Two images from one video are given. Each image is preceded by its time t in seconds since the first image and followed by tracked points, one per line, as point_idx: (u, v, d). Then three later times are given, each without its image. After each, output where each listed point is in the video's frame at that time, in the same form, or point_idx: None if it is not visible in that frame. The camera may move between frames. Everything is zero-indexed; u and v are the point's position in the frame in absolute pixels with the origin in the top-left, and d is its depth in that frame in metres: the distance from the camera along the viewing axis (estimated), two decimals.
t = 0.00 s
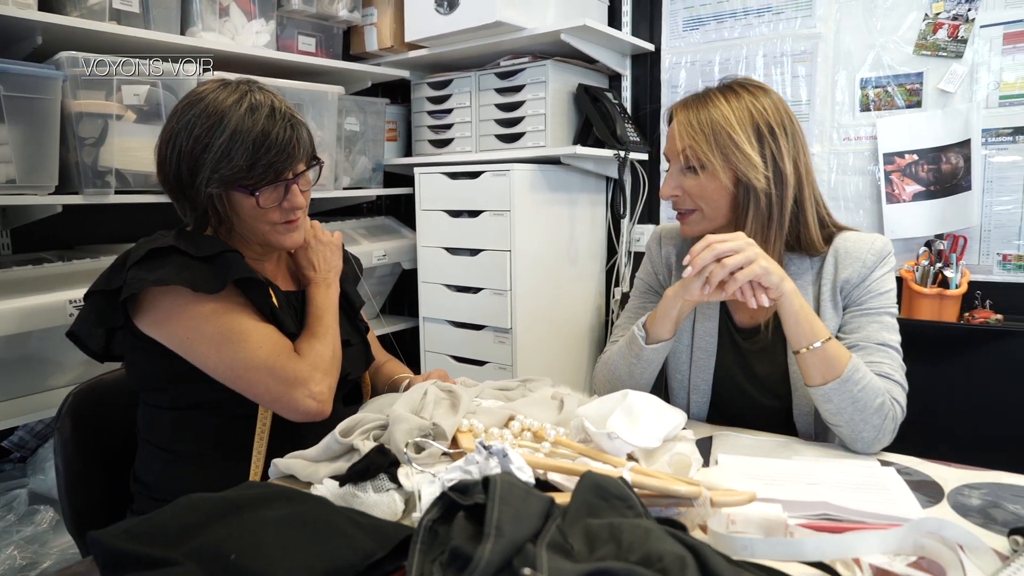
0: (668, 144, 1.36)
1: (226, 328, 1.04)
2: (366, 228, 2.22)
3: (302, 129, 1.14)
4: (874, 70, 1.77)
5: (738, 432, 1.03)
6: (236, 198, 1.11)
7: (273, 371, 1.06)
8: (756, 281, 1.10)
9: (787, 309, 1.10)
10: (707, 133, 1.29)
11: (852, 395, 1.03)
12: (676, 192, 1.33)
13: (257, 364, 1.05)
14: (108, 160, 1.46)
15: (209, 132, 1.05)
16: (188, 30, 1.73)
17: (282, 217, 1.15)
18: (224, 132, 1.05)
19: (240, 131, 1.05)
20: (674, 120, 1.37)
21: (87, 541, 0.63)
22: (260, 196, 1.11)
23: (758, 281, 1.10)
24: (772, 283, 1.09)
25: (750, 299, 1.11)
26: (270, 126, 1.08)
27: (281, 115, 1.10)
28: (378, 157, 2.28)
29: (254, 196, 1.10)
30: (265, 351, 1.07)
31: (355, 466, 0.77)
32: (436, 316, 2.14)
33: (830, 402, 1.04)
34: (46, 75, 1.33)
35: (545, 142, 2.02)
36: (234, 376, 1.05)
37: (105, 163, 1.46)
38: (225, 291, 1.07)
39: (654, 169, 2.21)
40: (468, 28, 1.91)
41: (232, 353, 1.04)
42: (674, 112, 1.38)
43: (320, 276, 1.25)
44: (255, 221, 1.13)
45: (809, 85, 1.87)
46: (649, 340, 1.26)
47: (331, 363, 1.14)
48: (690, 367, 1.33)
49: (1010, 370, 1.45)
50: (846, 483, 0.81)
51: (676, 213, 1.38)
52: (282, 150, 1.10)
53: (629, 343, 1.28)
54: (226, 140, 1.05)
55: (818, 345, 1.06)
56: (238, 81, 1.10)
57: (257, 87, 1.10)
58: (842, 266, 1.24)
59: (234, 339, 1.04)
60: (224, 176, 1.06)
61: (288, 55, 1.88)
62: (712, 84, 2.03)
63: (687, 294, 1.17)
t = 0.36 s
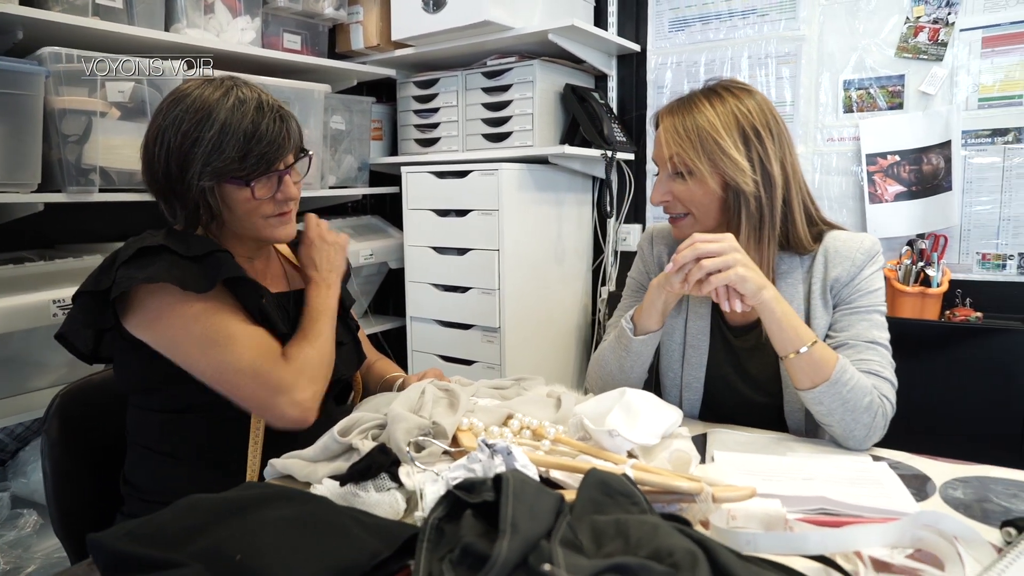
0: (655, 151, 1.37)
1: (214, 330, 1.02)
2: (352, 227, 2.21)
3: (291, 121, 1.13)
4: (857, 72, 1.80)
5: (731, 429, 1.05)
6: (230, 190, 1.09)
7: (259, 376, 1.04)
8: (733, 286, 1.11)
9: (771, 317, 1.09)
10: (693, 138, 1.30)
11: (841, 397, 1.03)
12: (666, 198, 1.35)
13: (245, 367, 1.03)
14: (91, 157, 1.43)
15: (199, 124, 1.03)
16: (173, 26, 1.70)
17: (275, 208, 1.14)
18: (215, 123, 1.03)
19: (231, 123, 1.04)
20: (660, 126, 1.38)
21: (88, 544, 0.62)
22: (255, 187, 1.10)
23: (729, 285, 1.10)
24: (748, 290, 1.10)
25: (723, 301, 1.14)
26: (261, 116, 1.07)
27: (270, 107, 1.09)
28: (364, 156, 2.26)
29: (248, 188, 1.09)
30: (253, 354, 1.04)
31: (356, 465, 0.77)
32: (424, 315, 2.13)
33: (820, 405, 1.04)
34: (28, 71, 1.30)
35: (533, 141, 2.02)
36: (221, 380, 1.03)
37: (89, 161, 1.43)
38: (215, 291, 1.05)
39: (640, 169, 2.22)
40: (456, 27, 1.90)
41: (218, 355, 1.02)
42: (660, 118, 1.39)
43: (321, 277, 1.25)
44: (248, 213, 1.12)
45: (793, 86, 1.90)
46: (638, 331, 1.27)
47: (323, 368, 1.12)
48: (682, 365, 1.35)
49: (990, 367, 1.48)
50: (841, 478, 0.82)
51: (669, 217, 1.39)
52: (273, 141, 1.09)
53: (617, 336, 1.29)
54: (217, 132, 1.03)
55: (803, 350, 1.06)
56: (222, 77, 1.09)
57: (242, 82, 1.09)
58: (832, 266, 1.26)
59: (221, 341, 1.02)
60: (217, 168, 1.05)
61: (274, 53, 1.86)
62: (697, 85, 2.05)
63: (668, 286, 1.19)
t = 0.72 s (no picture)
0: (653, 155, 1.37)
1: (128, 360, 0.93)
2: (346, 226, 2.20)
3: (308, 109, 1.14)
4: (849, 73, 1.82)
5: (733, 426, 1.06)
6: (272, 174, 1.05)
7: (147, 425, 0.93)
8: (716, 293, 1.11)
9: (768, 330, 1.07)
10: (690, 143, 1.30)
11: (845, 400, 1.03)
12: (664, 202, 1.35)
13: (134, 408, 0.93)
14: (86, 154, 1.42)
15: (241, 107, 1.00)
16: (167, 22, 1.68)
17: (305, 196, 1.11)
18: (257, 106, 1.02)
19: (270, 104, 1.03)
20: (654, 129, 1.39)
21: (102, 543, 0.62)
22: (293, 170, 1.08)
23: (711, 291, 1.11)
24: (733, 300, 1.09)
25: (705, 305, 1.14)
26: (295, 101, 1.07)
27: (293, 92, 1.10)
28: (358, 155, 2.25)
29: (292, 168, 1.07)
30: (149, 401, 0.93)
31: (367, 463, 0.77)
32: (419, 314, 2.13)
33: (824, 411, 1.04)
34: (22, 66, 1.28)
35: (528, 141, 2.02)
36: (111, 409, 0.94)
37: (83, 157, 1.41)
38: (152, 318, 0.94)
39: (634, 169, 2.23)
40: (452, 26, 1.90)
41: (118, 385, 0.93)
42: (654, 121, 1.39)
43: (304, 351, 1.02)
44: (286, 200, 1.08)
45: (786, 87, 1.92)
46: (641, 331, 1.28)
47: (218, 450, 0.94)
48: (682, 363, 1.35)
49: (981, 364, 1.51)
50: (846, 474, 0.83)
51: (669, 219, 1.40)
52: (307, 120, 1.09)
53: (621, 335, 1.30)
54: (260, 113, 1.02)
55: (806, 360, 1.05)
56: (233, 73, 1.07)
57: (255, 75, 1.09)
58: (828, 264, 1.27)
59: (128, 373, 0.93)
60: (266, 148, 1.02)
61: (269, 50, 1.85)
62: (691, 85, 2.06)
63: (668, 286, 1.20)
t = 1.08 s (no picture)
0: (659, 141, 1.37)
1: (135, 374, 0.88)
2: (350, 223, 2.20)
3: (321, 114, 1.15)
4: (853, 68, 1.83)
5: (746, 419, 1.06)
6: (283, 156, 1.03)
7: (153, 440, 0.89)
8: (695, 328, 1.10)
9: (758, 350, 1.06)
10: (696, 136, 1.30)
11: (849, 402, 1.03)
12: (664, 191, 1.35)
13: (139, 423, 0.89)
14: (93, 152, 1.42)
15: (264, 88, 1.00)
16: (171, 20, 1.68)
17: (311, 191, 1.09)
18: (279, 90, 1.02)
19: (291, 91, 1.04)
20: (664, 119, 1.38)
21: (134, 540, 0.62)
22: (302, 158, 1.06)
23: (687, 328, 1.10)
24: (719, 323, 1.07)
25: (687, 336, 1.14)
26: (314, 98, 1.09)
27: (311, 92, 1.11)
28: (361, 152, 2.25)
29: (304, 153, 1.06)
30: (154, 416, 0.89)
31: (390, 459, 0.76)
32: (424, 311, 2.13)
33: (830, 414, 1.05)
34: (29, 64, 1.28)
35: (532, 137, 2.03)
36: (116, 422, 0.90)
37: (91, 156, 1.41)
38: (162, 332, 0.90)
39: (638, 165, 2.24)
40: (456, 22, 1.90)
41: (124, 398, 0.89)
42: (665, 111, 1.38)
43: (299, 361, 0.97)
44: (294, 189, 1.05)
45: (789, 82, 1.92)
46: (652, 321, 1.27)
47: (223, 466, 0.91)
48: (687, 357, 1.33)
49: (986, 357, 1.52)
50: (864, 466, 0.84)
51: (666, 210, 1.39)
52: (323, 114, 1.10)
53: (631, 325, 1.29)
54: (281, 96, 1.02)
55: (803, 370, 1.05)
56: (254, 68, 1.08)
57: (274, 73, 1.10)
58: (830, 257, 1.27)
59: (136, 388, 0.88)
60: (284, 126, 1.01)
61: (273, 48, 1.84)
62: (695, 81, 2.06)
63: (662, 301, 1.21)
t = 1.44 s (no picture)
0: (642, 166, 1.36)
1: (147, 373, 0.89)
2: (354, 223, 2.20)
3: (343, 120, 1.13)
4: (856, 71, 1.84)
5: (754, 418, 1.07)
6: (295, 161, 1.02)
7: (165, 438, 0.89)
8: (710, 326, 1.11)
9: (771, 347, 1.08)
10: (679, 159, 1.29)
11: (858, 400, 1.04)
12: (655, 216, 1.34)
13: (153, 421, 0.89)
14: (101, 150, 1.42)
15: (282, 91, 1.00)
16: (178, 18, 1.68)
17: (322, 196, 1.08)
18: (296, 94, 1.01)
19: (309, 95, 1.03)
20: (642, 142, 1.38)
21: (156, 535, 0.63)
22: (317, 164, 1.05)
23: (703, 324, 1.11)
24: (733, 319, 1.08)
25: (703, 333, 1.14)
26: (334, 103, 1.07)
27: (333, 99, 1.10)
28: (365, 152, 2.25)
29: (316, 159, 1.04)
30: (167, 414, 0.89)
31: (407, 456, 0.78)
32: (427, 310, 2.14)
33: (840, 413, 1.05)
34: (41, 63, 1.28)
35: (537, 137, 2.03)
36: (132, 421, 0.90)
37: (99, 154, 1.41)
38: (173, 332, 0.90)
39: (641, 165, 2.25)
40: (461, 23, 1.91)
41: (138, 397, 0.89)
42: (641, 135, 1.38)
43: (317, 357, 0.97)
44: (304, 195, 1.04)
45: (792, 84, 1.93)
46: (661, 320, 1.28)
47: (233, 463, 0.90)
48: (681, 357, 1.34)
49: (988, 358, 1.53)
50: (873, 464, 0.85)
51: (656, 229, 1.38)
52: (342, 121, 1.08)
53: (640, 326, 1.30)
54: (297, 99, 1.01)
55: (813, 368, 1.06)
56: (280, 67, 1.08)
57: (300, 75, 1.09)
58: (821, 258, 1.29)
59: (148, 387, 0.89)
60: (297, 131, 1.00)
61: (278, 47, 1.85)
62: (698, 83, 2.07)
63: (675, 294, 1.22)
